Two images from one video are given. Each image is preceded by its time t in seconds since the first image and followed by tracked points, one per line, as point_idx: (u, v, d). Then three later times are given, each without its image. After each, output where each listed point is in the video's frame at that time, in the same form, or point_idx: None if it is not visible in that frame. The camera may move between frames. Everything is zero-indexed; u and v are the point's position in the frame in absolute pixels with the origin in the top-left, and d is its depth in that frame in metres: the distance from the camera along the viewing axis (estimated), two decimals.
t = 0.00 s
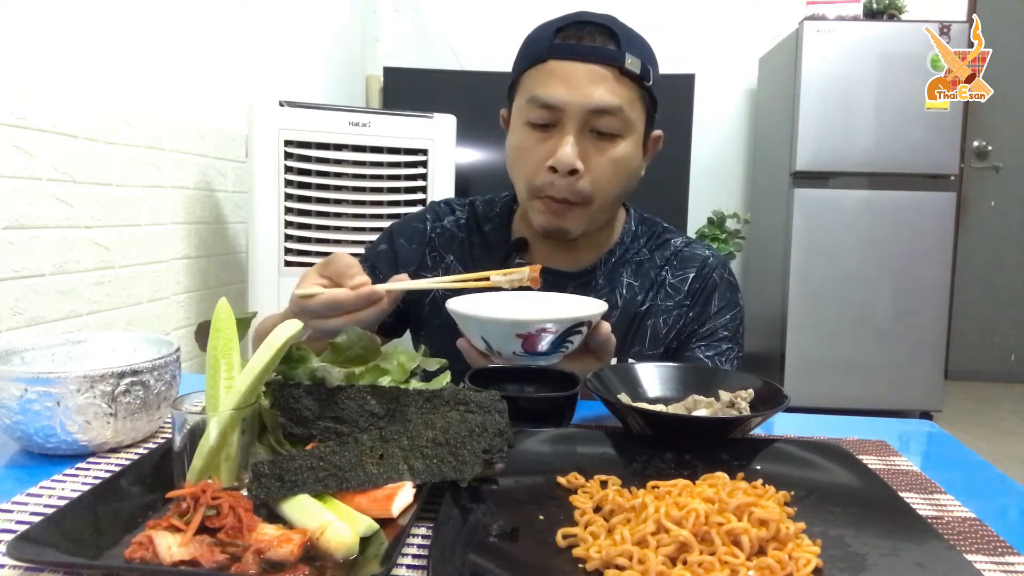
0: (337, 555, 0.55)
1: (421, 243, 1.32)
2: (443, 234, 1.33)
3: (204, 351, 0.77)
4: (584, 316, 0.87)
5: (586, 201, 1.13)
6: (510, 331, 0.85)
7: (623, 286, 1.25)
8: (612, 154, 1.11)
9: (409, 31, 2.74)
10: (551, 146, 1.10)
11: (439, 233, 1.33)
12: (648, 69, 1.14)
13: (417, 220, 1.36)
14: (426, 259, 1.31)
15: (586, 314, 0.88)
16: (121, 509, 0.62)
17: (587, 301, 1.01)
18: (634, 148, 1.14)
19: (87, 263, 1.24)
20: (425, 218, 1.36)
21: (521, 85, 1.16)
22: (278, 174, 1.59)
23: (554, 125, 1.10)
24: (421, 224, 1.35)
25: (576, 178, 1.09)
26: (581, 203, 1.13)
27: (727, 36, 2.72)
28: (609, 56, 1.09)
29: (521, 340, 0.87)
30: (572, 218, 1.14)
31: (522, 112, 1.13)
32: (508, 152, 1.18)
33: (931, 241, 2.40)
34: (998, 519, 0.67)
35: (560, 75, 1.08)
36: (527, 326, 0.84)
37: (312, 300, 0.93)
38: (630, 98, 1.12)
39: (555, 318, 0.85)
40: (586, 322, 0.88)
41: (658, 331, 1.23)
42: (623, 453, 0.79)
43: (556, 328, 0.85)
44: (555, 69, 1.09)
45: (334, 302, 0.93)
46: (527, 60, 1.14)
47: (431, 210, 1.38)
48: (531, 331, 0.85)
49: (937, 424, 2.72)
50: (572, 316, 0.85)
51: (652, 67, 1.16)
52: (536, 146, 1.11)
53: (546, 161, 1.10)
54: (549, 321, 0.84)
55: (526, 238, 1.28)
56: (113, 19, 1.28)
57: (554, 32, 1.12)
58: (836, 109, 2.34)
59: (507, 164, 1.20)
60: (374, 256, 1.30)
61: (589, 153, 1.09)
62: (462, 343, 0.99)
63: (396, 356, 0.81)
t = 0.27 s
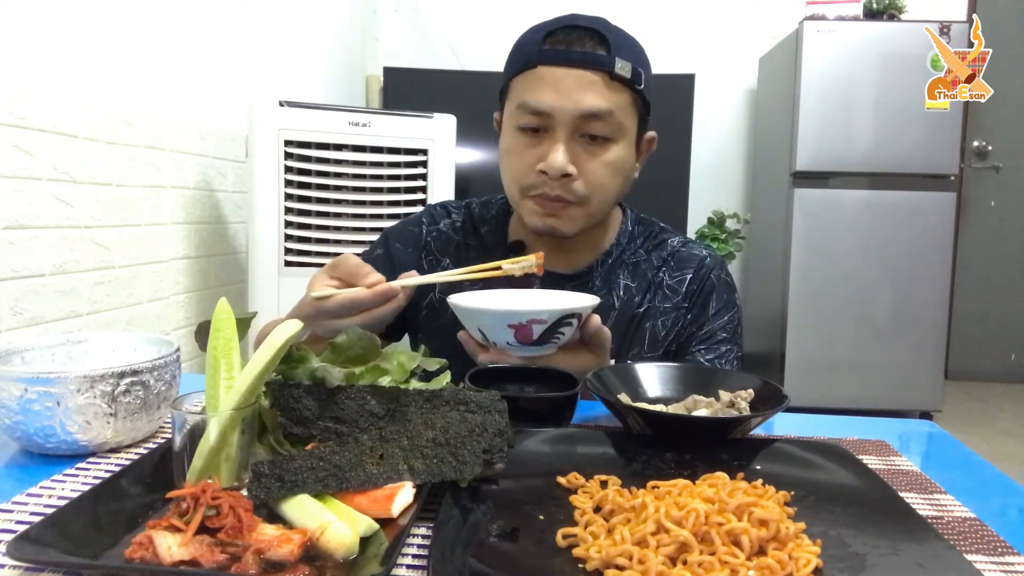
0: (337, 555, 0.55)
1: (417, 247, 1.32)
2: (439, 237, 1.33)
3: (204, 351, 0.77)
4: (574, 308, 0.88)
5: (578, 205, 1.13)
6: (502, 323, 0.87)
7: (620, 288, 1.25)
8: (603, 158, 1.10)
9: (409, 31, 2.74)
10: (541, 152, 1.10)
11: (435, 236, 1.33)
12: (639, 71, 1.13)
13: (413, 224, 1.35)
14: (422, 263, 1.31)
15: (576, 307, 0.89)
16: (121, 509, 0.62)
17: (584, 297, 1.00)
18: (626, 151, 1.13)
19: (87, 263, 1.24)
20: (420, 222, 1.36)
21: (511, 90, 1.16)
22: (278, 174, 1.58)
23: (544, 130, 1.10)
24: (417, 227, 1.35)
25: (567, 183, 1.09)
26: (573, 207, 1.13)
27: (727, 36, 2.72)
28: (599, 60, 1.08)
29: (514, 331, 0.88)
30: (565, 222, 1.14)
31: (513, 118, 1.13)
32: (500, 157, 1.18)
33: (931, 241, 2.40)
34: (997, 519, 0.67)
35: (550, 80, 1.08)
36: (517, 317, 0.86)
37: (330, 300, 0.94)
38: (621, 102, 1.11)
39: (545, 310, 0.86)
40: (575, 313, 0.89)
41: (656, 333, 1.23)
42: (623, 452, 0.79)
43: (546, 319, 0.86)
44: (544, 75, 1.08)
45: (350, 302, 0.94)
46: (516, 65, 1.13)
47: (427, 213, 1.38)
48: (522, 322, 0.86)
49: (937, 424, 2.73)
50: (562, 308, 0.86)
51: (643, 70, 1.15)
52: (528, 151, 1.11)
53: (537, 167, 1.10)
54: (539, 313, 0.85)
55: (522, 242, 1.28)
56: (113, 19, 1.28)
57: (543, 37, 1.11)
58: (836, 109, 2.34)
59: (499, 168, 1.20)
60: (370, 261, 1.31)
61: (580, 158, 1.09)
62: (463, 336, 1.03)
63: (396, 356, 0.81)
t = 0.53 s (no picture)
0: (337, 555, 0.55)
1: (414, 253, 1.32)
2: (436, 243, 1.32)
3: (204, 351, 0.77)
4: (567, 313, 0.88)
5: (575, 221, 1.11)
6: (499, 328, 0.88)
7: (619, 291, 1.24)
8: (599, 175, 1.08)
9: (409, 31, 2.74)
10: (536, 169, 1.08)
11: (432, 241, 1.32)
12: (633, 84, 1.09)
13: (409, 230, 1.35)
14: (420, 269, 1.31)
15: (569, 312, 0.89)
16: (122, 509, 0.62)
17: (583, 304, 1.00)
18: (622, 166, 1.11)
19: (87, 263, 1.24)
20: (416, 227, 1.35)
21: (504, 103, 1.13)
22: (278, 174, 1.58)
23: (539, 146, 1.07)
24: (413, 233, 1.34)
25: (562, 201, 1.08)
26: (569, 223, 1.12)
27: (727, 36, 2.72)
28: (594, 76, 1.04)
29: (511, 337, 0.89)
30: (561, 238, 1.13)
31: (506, 133, 1.10)
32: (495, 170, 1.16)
33: (931, 241, 2.40)
34: (998, 519, 0.67)
35: (543, 97, 1.05)
36: (512, 323, 0.87)
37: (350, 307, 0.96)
38: (617, 117, 1.08)
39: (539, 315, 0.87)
40: (569, 317, 0.89)
41: (657, 336, 1.23)
42: (623, 452, 0.79)
43: (540, 324, 0.87)
44: (537, 90, 1.05)
45: (368, 308, 0.96)
46: (509, 78, 1.10)
47: (423, 217, 1.37)
48: (517, 328, 0.87)
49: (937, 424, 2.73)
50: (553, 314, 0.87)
51: (638, 79, 1.11)
52: (522, 167, 1.09)
53: (531, 184, 1.08)
54: (531, 320, 0.86)
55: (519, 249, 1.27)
56: (113, 19, 1.28)
57: (536, 50, 1.07)
58: (836, 109, 2.34)
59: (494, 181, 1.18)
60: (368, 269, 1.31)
61: (575, 175, 1.07)
62: (468, 340, 1.04)
63: (396, 356, 0.81)
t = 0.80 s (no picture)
0: (336, 555, 0.55)
1: (411, 256, 1.31)
2: (433, 244, 1.32)
3: (204, 351, 0.77)
4: (559, 308, 0.89)
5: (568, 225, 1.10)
6: (491, 324, 0.88)
7: (617, 293, 1.24)
8: (594, 180, 1.07)
9: (409, 31, 2.74)
10: (530, 172, 1.07)
11: (429, 243, 1.32)
12: (631, 90, 1.08)
13: (406, 232, 1.34)
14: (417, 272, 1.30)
15: (561, 307, 0.90)
16: (122, 509, 0.62)
17: (577, 298, 0.99)
18: (618, 172, 1.10)
19: (87, 262, 1.24)
20: (414, 229, 1.34)
21: (502, 105, 1.12)
22: (278, 174, 1.58)
23: (534, 149, 1.07)
24: (410, 235, 1.33)
25: (556, 204, 1.07)
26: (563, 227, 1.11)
27: (727, 35, 2.72)
28: (592, 80, 1.04)
29: (504, 332, 0.90)
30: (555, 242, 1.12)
31: (503, 135, 1.10)
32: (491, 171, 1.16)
33: (931, 241, 2.40)
34: (998, 519, 0.67)
35: (540, 99, 1.04)
36: (504, 318, 0.87)
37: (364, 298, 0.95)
38: (614, 122, 1.07)
39: (530, 310, 0.87)
40: (561, 312, 0.90)
41: (657, 338, 1.23)
42: (623, 452, 0.79)
43: (531, 319, 0.87)
44: (534, 93, 1.05)
45: (387, 296, 0.94)
46: (507, 80, 1.09)
47: (420, 220, 1.36)
48: (510, 323, 0.88)
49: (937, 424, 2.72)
50: (545, 309, 0.87)
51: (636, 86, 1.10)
52: (516, 169, 1.08)
53: (526, 186, 1.07)
54: (524, 314, 0.87)
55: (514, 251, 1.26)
56: (113, 19, 1.28)
57: (535, 53, 1.07)
58: (836, 109, 2.34)
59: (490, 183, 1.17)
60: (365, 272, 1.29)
61: (570, 179, 1.06)
62: (463, 338, 1.04)
63: (396, 356, 0.81)
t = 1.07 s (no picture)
0: (337, 555, 0.55)
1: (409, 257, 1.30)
2: (432, 245, 1.31)
3: (203, 351, 0.77)
4: (551, 308, 0.90)
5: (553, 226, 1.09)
6: (482, 324, 0.89)
7: (616, 293, 1.24)
8: (581, 183, 1.06)
9: (409, 31, 2.74)
10: (518, 170, 1.06)
11: (427, 244, 1.32)
12: (627, 98, 1.07)
13: (404, 232, 1.33)
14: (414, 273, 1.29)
15: (553, 308, 0.91)
16: (122, 509, 0.62)
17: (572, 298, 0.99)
18: (607, 177, 1.09)
19: (87, 262, 1.24)
20: (411, 230, 1.34)
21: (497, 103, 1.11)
22: (278, 174, 1.58)
23: (523, 148, 1.06)
24: (408, 236, 1.33)
25: (540, 205, 1.06)
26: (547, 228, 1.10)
27: (727, 35, 2.72)
28: (586, 85, 1.03)
29: (495, 332, 0.90)
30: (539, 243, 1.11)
31: (495, 133, 1.09)
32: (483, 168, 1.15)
33: (931, 241, 2.40)
34: (998, 519, 0.67)
35: (533, 99, 1.03)
36: (494, 318, 0.88)
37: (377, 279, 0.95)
38: (606, 127, 1.06)
39: (521, 310, 0.88)
40: (552, 312, 0.90)
41: (656, 339, 1.24)
42: (623, 452, 0.79)
43: (521, 319, 0.88)
44: (528, 92, 1.04)
45: (402, 276, 0.95)
46: (504, 78, 1.09)
47: (418, 220, 1.36)
48: (501, 323, 0.88)
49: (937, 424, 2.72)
50: (537, 309, 0.88)
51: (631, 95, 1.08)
52: (504, 167, 1.08)
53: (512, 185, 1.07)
54: (515, 314, 0.87)
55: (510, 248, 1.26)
56: (113, 19, 1.28)
57: (532, 54, 1.06)
58: (836, 109, 2.34)
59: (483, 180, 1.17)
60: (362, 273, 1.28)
61: (557, 180, 1.05)
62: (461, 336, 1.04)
63: (396, 355, 0.81)
